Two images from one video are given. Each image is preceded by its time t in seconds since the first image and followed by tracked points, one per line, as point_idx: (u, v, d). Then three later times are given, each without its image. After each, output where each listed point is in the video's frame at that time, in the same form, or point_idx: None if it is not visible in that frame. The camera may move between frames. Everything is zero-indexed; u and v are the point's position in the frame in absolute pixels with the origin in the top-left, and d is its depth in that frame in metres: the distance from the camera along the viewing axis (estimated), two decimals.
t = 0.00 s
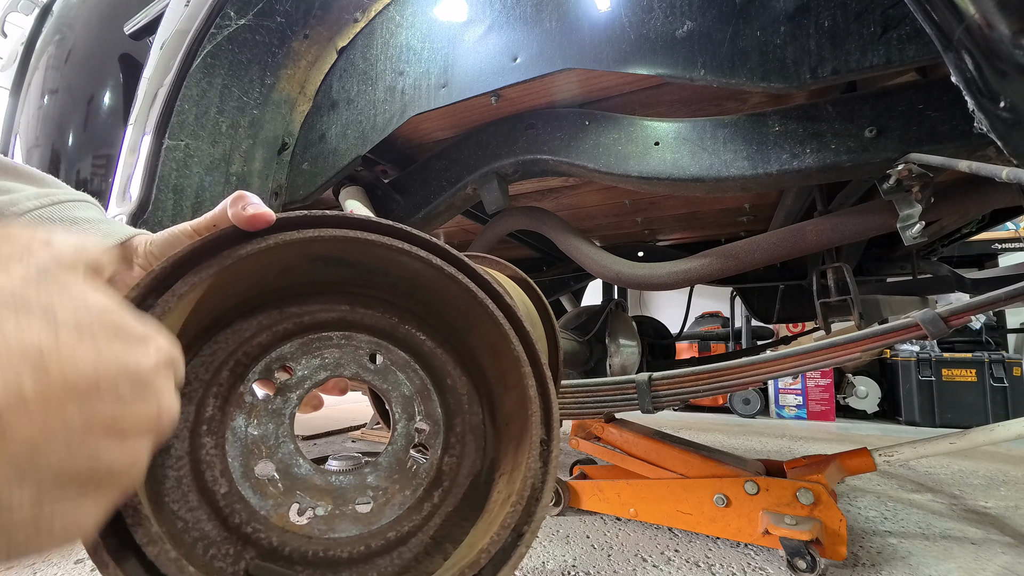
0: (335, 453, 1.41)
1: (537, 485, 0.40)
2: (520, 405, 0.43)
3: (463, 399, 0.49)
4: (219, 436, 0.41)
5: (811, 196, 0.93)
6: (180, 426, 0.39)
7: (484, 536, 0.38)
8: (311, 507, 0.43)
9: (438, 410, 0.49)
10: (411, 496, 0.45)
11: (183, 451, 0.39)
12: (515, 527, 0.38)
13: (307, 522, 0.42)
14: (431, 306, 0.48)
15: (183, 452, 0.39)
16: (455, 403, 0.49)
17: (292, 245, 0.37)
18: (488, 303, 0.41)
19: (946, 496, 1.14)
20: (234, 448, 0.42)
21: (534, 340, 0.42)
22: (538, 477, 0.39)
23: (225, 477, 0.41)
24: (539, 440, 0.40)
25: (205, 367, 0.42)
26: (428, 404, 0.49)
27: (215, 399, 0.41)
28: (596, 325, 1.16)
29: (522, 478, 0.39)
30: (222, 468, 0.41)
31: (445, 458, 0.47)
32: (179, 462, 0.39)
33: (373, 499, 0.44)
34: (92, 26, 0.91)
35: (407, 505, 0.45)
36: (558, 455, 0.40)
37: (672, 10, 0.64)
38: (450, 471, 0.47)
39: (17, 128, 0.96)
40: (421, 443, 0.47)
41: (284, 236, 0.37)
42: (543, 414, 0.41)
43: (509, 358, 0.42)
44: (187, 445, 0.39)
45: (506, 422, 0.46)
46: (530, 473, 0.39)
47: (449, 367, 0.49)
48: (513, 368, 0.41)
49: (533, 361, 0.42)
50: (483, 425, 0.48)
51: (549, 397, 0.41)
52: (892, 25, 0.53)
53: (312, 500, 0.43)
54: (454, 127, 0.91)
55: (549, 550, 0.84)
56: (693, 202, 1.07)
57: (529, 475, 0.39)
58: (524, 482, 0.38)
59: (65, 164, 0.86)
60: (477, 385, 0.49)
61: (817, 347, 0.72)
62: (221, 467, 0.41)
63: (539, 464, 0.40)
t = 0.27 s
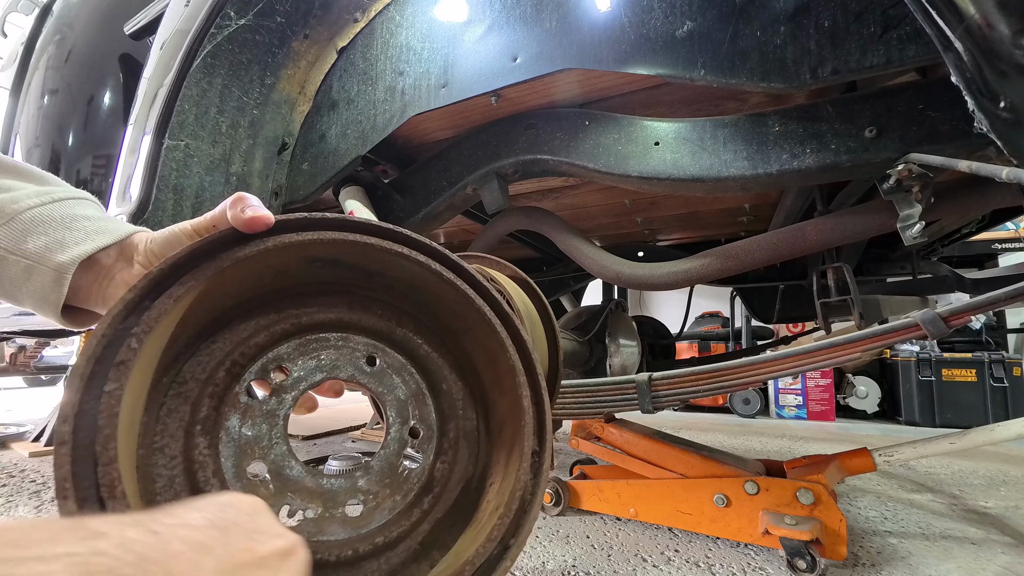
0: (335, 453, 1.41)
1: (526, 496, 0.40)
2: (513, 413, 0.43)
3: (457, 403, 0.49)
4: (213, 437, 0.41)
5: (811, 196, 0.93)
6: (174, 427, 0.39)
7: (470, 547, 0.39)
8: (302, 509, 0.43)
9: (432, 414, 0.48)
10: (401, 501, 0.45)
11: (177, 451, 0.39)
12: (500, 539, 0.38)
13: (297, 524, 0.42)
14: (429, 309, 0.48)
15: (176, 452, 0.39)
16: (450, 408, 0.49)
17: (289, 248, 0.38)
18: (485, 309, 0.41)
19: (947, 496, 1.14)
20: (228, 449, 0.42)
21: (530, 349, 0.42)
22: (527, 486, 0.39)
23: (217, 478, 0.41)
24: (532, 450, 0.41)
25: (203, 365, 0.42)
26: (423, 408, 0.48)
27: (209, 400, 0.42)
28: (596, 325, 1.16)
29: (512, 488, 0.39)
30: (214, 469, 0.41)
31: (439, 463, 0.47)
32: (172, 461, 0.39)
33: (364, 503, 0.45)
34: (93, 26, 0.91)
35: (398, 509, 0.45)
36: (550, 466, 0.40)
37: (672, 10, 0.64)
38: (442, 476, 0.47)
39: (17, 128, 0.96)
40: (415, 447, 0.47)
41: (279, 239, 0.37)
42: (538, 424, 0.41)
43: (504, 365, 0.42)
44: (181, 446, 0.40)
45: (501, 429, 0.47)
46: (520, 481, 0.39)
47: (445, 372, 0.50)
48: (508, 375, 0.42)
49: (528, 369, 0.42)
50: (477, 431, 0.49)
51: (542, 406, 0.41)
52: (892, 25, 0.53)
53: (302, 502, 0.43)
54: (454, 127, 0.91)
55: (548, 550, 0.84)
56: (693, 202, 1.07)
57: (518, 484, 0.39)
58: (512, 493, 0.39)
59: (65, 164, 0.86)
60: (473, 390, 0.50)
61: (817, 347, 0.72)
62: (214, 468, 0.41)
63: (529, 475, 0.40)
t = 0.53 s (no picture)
0: (335, 453, 1.40)
1: (520, 511, 0.40)
2: (510, 423, 0.43)
3: (455, 410, 0.49)
4: (205, 444, 0.41)
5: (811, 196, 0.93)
6: (168, 433, 0.40)
7: (459, 563, 0.39)
8: (293, 518, 0.43)
9: (428, 422, 0.48)
10: (394, 510, 0.45)
11: (169, 458, 0.39)
12: (490, 556, 0.38)
13: (288, 533, 0.42)
14: (428, 314, 0.48)
15: (169, 459, 0.39)
16: (446, 416, 0.49)
17: (284, 254, 0.38)
18: (482, 316, 0.41)
19: (947, 496, 1.14)
20: (221, 455, 0.42)
21: (528, 358, 0.42)
22: (521, 500, 0.39)
23: (209, 486, 0.41)
24: (526, 465, 0.40)
25: (197, 371, 0.42)
26: (419, 416, 0.48)
27: (203, 406, 0.42)
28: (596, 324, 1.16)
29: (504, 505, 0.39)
30: (207, 477, 0.41)
31: (433, 472, 0.47)
32: (165, 468, 0.39)
33: (356, 511, 0.44)
34: (93, 26, 0.91)
35: (390, 518, 0.45)
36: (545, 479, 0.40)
37: (672, 10, 0.64)
38: (436, 485, 0.47)
39: (17, 128, 0.96)
40: (409, 454, 0.47)
41: (274, 244, 0.37)
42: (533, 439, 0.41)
43: (500, 373, 0.42)
44: (174, 452, 0.40)
45: (496, 437, 0.47)
46: (513, 494, 0.39)
47: (442, 379, 0.50)
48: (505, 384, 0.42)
49: (525, 379, 0.42)
50: (472, 440, 0.49)
51: (539, 415, 0.41)
52: (892, 25, 0.53)
53: (294, 511, 0.43)
54: (454, 128, 0.91)
55: (548, 550, 0.84)
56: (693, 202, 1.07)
57: (510, 500, 0.39)
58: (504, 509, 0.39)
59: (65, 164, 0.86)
60: (469, 397, 0.50)
61: (817, 347, 0.72)
62: (207, 475, 0.41)
63: (523, 489, 0.40)
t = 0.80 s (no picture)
0: (335, 453, 1.40)
1: (516, 523, 0.40)
2: (509, 430, 0.44)
3: (454, 415, 0.49)
4: (203, 449, 0.41)
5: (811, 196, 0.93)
6: (167, 438, 0.39)
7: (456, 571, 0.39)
8: (291, 523, 0.42)
9: (428, 426, 0.48)
10: (391, 516, 0.45)
11: (167, 463, 0.39)
12: (485, 567, 0.39)
13: (285, 538, 0.42)
14: (429, 318, 0.48)
15: (168, 465, 0.39)
16: (445, 421, 0.49)
17: (283, 259, 0.38)
18: (483, 322, 0.41)
19: (947, 496, 1.14)
20: (218, 460, 0.41)
21: (529, 366, 0.42)
22: (517, 510, 0.40)
23: (206, 491, 0.40)
24: (522, 475, 0.41)
25: (195, 376, 0.41)
26: (418, 421, 0.48)
27: (201, 411, 0.41)
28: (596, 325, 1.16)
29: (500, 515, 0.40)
30: (204, 482, 0.40)
31: (431, 478, 0.47)
32: (163, 474, 0.38)
33: (354, 515, 0.44)
34: (92, 26, 0.91)
35: (387, 524, 0.45)
36: (542, 490, 0.41)
37: (672, 10, 0.64)
38: (434, 490, 0.47)
39: (17, 128, 0.96)
40: (408, 459, 0.46)
41: (273, 249, 0.37)
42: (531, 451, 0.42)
43: (500, 381, 0.42)
44: (172, 457, 0.39)
45: (495, 444, 0.47)
46: (509, 507, 0.40)
47: (442, 384, 0.49)
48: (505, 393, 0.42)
49: (525, 387, 0.42)
50: (471, 446, 0.49)
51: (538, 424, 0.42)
52: (892, 25, 0.53)
53: (292, 516, 0.42)
54: (454, 127, 0.91)
55: (548, 550, 0.84)
56: (693, 202, 1.07)
57: (507, 510, 0.40)
58: (500, 522, 0.40)
59: (65, 164, 0.86)
60: (469, 403, 0.50)
61: (817, 347, 0.72)
62: (204, 480, 0.40)
63: (519, 499, 0.41)
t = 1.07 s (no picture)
0: (335, 454, 1.40)
1: (513, 518, 0.40)
2: (507, 424, 0.44)
3: (452, 408, 0.49)
4: (199, 444, 0.41)
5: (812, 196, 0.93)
6: (162, 433, 0.40)
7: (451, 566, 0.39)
8: (288, 517, 0.43)
9: (426, 420, 0.48)
10: (389, 509, 0.45)
11: (164, 458, 0.40)
12: (481, 563, 0.39)
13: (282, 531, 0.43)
14: (426, 311, 0.48)
15: (164, 459, 0.40)
16: (443, 415, 0.49)
17: (276, 251, 0.38)
18: (480, 314, 0.41)
19: (946, 496, 1.14)
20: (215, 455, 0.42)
21: (526, 358, 0.42)
22: (513, 505, 0.40)
23: (203, 486, 0.41)
24: (520, 470, 0.41)
25: (190, 371, 0.42)
26: (415, 415, 0.48)
27: (197, 406, 0.42)
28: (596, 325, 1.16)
29: (497, 510, 0.40)
30: (200, 477, 0.41)
31: (429, 471, 0.47)
32: (159, 468, 0.39)
33: (351, 509, 0.44)
34: (93, 26, 0.91)
35: (385, 517, 0.45)
36: (541, 484, 0.40)
37: (672, 10, 0.64)
38: (433, 484, 0.47)
39: (17, 128, 0.96)
40: (405, 454, 0.47)
41: (265, 243, 0.37)
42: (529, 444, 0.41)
43: (497, 373, 0.42)
44: (168, 452, 0.40)
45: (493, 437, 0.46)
46: (505, 505, 0.40)
47: (440, 377, 0.49)
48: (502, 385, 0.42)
49: (523, 379, 0.42)
50: (469, 440, 0.48)
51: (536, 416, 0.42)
52: (892, 25, 0.53)
53: (289, 510, 0.43)
54: (454, 127, 0.91)
55: (548, 550, 0.84)
56: (693, 202, 1.07)
57: (504, 506, 0.40)
58: (496, 517, 0.40)
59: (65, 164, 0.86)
60: (466, 396, 0.49)
61: (817, 347, 0.72)
62: (201, 476, 0.41)
63: (517, 494, 0.41)
